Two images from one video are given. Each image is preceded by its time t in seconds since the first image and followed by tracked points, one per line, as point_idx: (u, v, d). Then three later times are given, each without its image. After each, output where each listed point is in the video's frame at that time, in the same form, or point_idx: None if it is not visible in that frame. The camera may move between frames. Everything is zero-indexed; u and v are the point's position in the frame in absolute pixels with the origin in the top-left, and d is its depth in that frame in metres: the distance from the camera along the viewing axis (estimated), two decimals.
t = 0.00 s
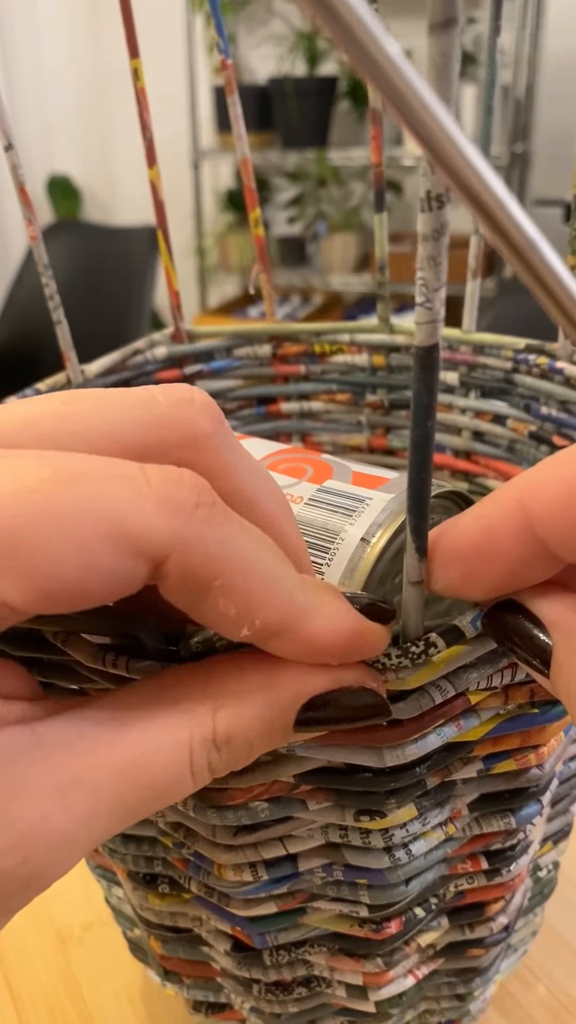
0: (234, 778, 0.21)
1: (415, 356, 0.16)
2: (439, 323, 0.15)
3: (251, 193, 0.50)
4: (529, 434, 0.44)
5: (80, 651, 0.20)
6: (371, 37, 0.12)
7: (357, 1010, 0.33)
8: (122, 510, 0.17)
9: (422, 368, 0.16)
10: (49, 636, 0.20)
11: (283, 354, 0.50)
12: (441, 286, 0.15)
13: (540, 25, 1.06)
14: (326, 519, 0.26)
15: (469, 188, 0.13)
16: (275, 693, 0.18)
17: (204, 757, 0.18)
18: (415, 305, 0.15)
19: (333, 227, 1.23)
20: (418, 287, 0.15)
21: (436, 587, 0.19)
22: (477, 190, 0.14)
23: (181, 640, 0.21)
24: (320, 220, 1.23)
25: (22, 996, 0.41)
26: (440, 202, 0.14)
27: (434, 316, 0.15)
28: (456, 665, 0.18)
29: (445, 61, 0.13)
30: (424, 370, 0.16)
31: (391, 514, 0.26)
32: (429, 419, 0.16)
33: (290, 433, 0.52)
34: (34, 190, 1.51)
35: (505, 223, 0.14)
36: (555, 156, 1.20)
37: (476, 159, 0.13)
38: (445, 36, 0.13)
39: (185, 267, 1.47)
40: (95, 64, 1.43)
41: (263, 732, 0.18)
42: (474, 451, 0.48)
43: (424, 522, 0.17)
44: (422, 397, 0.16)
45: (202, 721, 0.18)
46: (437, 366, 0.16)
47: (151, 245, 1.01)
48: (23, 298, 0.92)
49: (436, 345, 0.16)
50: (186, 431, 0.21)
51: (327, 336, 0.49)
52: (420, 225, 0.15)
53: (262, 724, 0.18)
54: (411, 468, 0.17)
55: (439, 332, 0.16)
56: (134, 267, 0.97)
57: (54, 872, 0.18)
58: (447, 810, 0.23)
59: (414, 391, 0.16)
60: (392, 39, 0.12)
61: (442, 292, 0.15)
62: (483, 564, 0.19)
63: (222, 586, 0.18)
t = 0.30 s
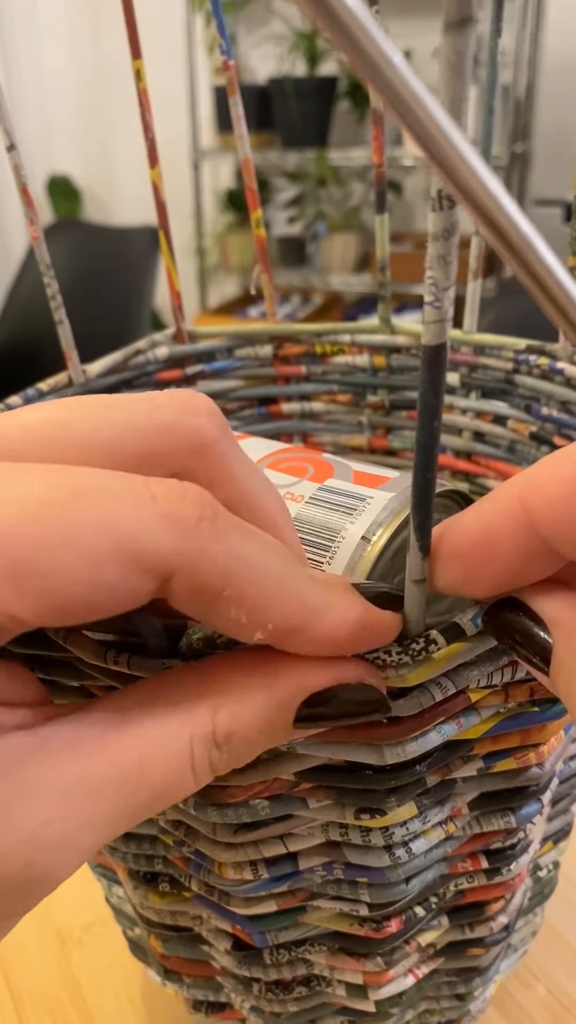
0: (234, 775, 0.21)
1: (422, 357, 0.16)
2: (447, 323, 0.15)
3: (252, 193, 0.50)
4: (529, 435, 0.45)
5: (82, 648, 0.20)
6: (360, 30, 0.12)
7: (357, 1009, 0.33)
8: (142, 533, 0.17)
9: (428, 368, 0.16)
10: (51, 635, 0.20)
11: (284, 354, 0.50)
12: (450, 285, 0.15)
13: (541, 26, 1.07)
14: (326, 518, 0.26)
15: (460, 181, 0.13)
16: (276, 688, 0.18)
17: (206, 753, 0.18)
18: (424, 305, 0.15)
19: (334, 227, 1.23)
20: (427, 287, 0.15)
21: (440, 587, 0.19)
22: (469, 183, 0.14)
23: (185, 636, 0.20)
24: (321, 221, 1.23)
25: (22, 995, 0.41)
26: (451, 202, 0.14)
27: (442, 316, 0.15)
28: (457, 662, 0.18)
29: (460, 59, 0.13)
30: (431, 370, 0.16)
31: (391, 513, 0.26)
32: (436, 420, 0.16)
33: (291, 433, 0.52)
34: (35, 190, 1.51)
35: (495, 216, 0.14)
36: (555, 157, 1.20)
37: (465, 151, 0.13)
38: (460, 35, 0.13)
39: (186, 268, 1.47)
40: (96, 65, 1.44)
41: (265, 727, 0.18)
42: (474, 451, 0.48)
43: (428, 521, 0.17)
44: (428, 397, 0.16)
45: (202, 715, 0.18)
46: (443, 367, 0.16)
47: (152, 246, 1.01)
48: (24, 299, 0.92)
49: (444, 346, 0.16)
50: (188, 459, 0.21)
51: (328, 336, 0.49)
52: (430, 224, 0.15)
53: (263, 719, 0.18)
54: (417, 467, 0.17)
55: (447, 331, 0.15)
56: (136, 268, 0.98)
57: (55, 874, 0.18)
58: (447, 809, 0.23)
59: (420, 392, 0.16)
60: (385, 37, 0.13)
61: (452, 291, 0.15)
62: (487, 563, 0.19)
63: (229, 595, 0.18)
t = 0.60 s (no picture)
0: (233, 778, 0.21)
1: (420, 357, 0.16)
2: (445, 325, 0.15)
3: (251, 193, 0.50)
4: (529, 435, 0.44)
5: (80, 650, 0.20)
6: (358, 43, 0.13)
7: (357, 1010, 0.33)
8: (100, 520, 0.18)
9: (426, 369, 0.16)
10: (50, 636, 0.20)
11: (283, 354, 0.50)
12: (448, 286, 0.15)
13: (540, 25, 1.07)
14: (325, 519, 0.26)
15: (456, 183, 0.14)
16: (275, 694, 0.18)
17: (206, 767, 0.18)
18: (421, 305, 0.15)
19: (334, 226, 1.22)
20: (424, 288, 0.15)
21: (441, 590, 0.19)
22: (467, 185, 0.14)
23: (181, 638, 0.20)
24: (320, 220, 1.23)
25: (22, 996, 0.41)
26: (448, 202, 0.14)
27: (439, 316, 0.15)
28: (457, 665, 0.18)
29: (458, 58, 0.13)
30: (429, 370, 0.16)
31: (391, 514, 0.26)
32: (434, 420, 0.16)
33: (291, 433, 0.52)
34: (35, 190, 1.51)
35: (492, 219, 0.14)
36: (555, 156, 1.20)
37: (463, 154, 0.13)
38: (455, 34, 0.13)
39: (185, 268, 1.47)
40: (95, 64, 1.43)
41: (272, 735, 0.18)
42: (474, 451, 0.48)
43: (426, 524, 0.17)
44: (426, 398, 0.16)
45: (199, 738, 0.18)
46: (442, 367, 0.16)
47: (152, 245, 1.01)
48: (23, 299, 0.92)
49: (441, 346, 0.15)
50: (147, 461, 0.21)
51: (327, 336, 0.49)
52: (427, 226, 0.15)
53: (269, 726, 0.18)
54: (415, 469, 0.17)
55: (444, 332, 0.15)
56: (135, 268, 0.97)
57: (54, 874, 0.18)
58: (447, 810, 0.23)
59: (418, 394, 0.16)
60: (381, 49, 0.13)
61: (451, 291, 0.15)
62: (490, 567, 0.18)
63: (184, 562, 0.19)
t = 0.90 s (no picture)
0: (237, 775, 0.21)
1: (425, 354, 0.16)
2: (450, 321, 0.15)
3: (251, 193, 0.50)
4: (529, 434, 0.45)
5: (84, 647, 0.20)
6: (364, 6, 0.12)
7: (359, 1008, 0.33)
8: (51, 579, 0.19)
9: (432, 365, 0.16)
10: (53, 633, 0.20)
11: (283, 354, 0.50)
12: (453, 283, 0.15)
13: (539, 26, 1.07)
14: (328, 518, 0.26)
15: (459, 156, 0.13)
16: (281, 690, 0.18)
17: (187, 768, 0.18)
18: (426, 302, 0.15)
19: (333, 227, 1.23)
20: (430, 285, 0.15)
21: (446, 585, 0.19)
22: (469, 158, 0.13)
23: (187, 637, 0.20)
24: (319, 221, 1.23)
25: (23, 995, 0.41)
26: (455, 199, 0.14)
27: (445, 313, 0.15)
28: (460, 661, 0.18)
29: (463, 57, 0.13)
30: (435, 368, 0.16)
31: (392, 513, 0.26)
32: (439, 417, 0.16)
33: (291, 433, 0.52)
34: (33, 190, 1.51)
35: (495, 194, 0.14)
36: (553, 157, 1.21)
37: (467, 125, 0.13)
38: (461, 33, 0.13)
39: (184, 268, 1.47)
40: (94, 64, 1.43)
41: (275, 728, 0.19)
42: (474, 450, 0.48)
43: (431, 520, 0.17)
44: (431, 395, 0.16)
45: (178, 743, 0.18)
46: (447, 364, 0.16)
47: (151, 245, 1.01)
48: (22, 299, 0.92)
49: (447, 342, 0.16)
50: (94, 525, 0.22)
51: (327, 336, 0.49)
52: (434, 222, 0.15)
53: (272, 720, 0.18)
54: (419, 465, 0.17)
55: (450, 327, 0.15)
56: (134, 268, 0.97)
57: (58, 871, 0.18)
58: (450, 807, 0.23)
59: (423, 390, 0.16)
60: (391, 14, 0.13)
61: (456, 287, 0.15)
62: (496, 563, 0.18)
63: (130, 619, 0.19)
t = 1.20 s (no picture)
0: (235, 774, 0.21)
1: (423, 354, 0.16)
2: (447, 321, 0.15)
3: (252, 193, 0.50)
4: (529, 435, 0.45)
5: (82, 646, 0.20)
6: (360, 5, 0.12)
7: (358, 1009, 0.33)
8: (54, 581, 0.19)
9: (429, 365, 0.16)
10: (52, 632, 0.20)
11: (284, 354, 0.50)
12: (450, 283, 0.15)
13: (541, 26, 1.07)
14: (328, 518, 0.26)
15: (452, 157, 0.13)
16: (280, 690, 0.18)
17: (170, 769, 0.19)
18: (423, 301, 0.15)
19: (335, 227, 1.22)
20: (427, 284, 0.15)
21: (444, 585, 0.19)
22: (459, 157, 0.13)
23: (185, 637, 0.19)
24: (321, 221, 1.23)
25: (22, 995, 0.41)
26: (452, 198, 0.14)
27: (442, 313, 0.15)
28: (459, 662, 0.18)
29: (460, 55, 0.13)
30: (432, 366, 0.16)
31: (392, 514, 0.26)
32: (436, 416, 0.16)
33: (291, 433, 0.52)
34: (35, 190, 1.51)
35: (487, 194, 0.14)
36: (555, 157, 1.21)
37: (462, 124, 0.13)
38: (458, 32, 0.13)
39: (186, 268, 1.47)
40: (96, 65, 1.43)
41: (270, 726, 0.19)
42: (475, 451, 0.48)
43: (428, 519, 0.17)
44: (430, 395, 0.16)
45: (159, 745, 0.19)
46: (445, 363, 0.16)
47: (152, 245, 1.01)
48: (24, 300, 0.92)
49: (444, 342, 0.16)
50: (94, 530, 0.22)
51: (327, 336, 0.49)
52: (431, 222, 0.15)
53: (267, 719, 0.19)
54: (417, 465, 0.17)
55: (448, 327, 0.15)
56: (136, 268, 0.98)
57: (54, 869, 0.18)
58: (448, 808, 0.23)
59: (421, 390, 0.16)
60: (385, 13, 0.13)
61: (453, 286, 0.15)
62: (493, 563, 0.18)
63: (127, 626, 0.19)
